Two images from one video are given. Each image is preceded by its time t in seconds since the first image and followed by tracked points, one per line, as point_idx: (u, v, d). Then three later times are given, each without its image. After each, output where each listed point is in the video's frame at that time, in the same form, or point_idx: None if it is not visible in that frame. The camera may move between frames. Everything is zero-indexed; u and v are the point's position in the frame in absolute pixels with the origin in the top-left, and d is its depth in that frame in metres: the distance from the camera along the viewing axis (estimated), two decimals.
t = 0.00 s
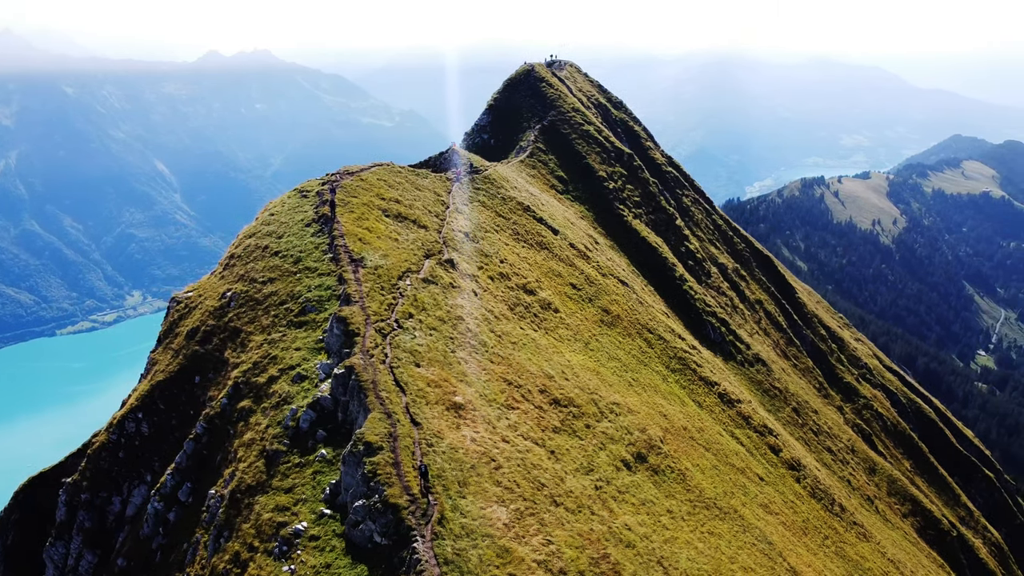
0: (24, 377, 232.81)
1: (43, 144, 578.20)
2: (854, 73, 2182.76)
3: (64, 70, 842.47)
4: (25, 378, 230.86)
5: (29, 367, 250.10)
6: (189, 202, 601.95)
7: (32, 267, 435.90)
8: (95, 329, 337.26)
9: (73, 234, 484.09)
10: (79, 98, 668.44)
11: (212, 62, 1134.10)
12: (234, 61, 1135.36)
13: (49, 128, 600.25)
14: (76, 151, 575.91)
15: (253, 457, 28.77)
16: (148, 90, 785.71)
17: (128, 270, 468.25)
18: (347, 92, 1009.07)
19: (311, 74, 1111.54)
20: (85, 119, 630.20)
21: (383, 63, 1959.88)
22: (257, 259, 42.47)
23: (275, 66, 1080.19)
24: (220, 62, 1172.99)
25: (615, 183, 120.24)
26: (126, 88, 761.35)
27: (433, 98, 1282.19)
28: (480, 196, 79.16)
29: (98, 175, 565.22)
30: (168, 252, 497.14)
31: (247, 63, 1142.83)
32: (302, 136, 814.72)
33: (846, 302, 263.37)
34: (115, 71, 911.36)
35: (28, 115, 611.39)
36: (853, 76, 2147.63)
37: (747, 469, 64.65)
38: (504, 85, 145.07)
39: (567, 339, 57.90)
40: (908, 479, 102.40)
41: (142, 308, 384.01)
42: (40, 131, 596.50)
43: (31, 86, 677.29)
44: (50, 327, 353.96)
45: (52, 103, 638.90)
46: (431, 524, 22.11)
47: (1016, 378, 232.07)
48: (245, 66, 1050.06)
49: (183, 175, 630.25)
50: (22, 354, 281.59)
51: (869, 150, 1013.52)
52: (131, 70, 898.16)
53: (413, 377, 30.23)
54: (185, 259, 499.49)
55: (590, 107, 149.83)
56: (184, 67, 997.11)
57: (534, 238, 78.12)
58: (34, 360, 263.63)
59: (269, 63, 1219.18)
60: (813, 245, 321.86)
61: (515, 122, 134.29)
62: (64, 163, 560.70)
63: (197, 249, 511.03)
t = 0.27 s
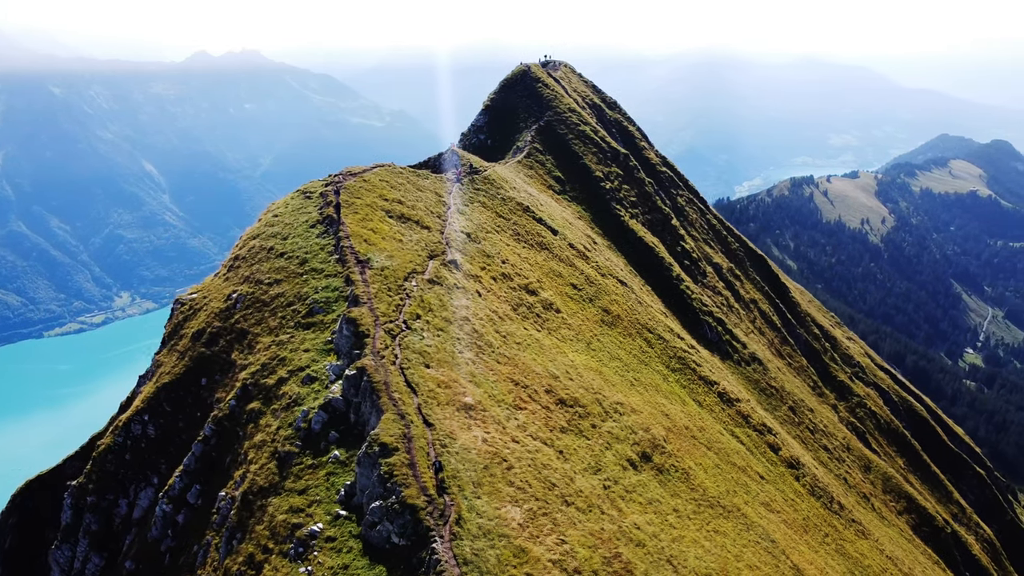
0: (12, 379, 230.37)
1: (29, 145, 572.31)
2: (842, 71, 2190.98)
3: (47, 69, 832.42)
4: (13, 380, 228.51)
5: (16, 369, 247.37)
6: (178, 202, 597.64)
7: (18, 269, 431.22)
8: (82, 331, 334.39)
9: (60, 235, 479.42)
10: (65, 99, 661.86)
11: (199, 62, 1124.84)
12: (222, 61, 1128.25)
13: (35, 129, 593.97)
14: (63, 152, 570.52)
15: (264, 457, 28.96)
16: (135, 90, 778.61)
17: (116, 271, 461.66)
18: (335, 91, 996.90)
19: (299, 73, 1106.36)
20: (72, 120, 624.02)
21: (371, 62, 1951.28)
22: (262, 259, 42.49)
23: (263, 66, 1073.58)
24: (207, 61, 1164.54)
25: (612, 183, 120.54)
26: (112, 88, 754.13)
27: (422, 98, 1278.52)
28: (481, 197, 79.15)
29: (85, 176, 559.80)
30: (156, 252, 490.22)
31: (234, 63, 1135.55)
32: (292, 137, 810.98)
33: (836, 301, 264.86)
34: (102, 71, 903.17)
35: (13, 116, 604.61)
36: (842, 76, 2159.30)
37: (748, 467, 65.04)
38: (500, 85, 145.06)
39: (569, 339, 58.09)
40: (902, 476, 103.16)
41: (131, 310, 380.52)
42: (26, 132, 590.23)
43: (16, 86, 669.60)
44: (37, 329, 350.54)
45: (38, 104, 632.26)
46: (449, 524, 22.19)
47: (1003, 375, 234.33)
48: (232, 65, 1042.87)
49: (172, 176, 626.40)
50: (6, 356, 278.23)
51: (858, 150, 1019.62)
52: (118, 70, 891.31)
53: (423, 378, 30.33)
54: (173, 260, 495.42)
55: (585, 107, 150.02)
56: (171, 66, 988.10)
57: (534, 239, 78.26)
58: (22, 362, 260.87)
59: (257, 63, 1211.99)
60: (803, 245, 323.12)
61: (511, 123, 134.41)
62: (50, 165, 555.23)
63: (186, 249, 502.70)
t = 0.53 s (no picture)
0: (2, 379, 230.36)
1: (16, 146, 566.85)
2: (831, 70, 2202.70)
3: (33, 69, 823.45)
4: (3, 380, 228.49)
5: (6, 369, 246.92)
6: (167, 203, 593.85)
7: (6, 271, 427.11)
8: (71, 333, 331.66)
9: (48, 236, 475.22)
10: (52, 99, 655.33)
11: (186, 62, 1115.83)
12: (209, 60, 1119.32)
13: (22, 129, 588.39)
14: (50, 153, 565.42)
15: (276, 458, 28.97)
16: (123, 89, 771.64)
17: (105, 273, 458.73)
18: (325, 91, 998.10)
19: (287, 73, 1100.09)
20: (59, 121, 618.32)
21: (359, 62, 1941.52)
22: (267, 261, 42.44)
23: (251, 66, 1067.17)
24: (194, 60, 1154.58)
25: (609, 183, 120.82)
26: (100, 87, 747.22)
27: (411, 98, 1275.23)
28: (482, 197, 79.16)
29: (73, 177, 555.25)
30: (145, 253, 487.06)
31: (222, 62, 1127.07)
32: (281, 137, 807.24)
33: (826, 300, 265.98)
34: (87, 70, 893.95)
35: None
36: (830, 75, 2171.80)
37: (750, 465, 65.46)
38: (496, 86, 145.01)
39: (572, 339, 58.22)
40: (897, 474, 103.91)
41: (119, 310, 378.42)
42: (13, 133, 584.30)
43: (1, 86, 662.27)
44: (26, 332, 347.49)
45: (25, 104, 626.05)
46: (468, 524, 22.25)
47: (991, 373, 236.56)
48: (221, 65, 1036.01)
49: (161, 176, 622.59)
50: None
51: (846, 149, 1025.97)
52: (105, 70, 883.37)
53: (435, 379, 30.42)
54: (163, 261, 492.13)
55: (581, 108, 150.18)
56: (158, 66, 979.82)
57: (534, 239, 78.41)
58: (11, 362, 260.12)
59: (245, 63, 1204.05)
60: (795, 244, 324.23)
61: (508, 124, 134.44)
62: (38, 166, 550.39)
63: (175, 250, 500.38)
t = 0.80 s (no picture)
0: None
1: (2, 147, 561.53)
2: (819, 70, 2214.37)
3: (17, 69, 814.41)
4: None
5: None
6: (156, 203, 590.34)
7: None
8: (59, 335, 328.82)
9: (35, 238, 471.81)
10: (38, 99, 649.18)
11: (174, 61, 1107.22)
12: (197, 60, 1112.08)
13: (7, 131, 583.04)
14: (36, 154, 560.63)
15: (287, 460, 28.99)
16: (110, 90, 765.48)
17: (93, 275, 455.69)
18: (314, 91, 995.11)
19: (276, 72, 1094.11)
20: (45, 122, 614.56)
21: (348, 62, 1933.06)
22: (273, 263, 42.43)
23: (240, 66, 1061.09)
24: (181, 60, 1146.68)
25: (606, 184, 121.17)
26: (87, 88, 741.21)
27: (400, 99, 1273.98)
28: (482, 198, 79.26)
29: (60, 178, 550.72)
30: (133, 254, 483.96)
31: (210, 62, 1119.89)
32: (271, 137, 803.88)
33: (816, 298, 267.14)
34: (73, 70, 885.71)
35: None
36: (818, 75, 2184.58)
37: (751, 464, 65.88)
38: (493, 87, 144.99)
39: (575, 339, 58.33)
40: (891, 471, 104.57)
41: (108, 312, 376.07)
42: None
43: None
44: (13, 334, 344.05)
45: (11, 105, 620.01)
46: (485, 525, 22.40)
47: (979, 370, 238.66)
48: (209, 66, 1029.70)
49: (149, 177, 618.89)
50: None
51: (834, 149, 1032.65)
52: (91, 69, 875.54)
53: (446, 381, 30.58)
54: (152, 261, 488.69)
55: (576, 108, 150.31)
56: (145, 66, 971.49)
57: (535, 239, 78.48)
58: None
59: (233, 62, 1197.29)
60: (785, 243, 325.08)
61: (505, 124, 134.47)
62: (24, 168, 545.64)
63: (164, 251, 497.84)
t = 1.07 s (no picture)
0: None
1: None
2: (808, 69, 2225.88)
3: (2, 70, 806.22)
4: None
5: None
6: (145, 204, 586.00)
7: None
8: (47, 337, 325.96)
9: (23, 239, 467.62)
10: (24, 100, 643.20)
11: (161, 61, 1098.05)
12: (185, 59, 1105.14)
13: None
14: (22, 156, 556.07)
15: (299, 462, 29.01)
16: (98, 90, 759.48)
17: (81, 275, 450.78)
18: (304, 91, 991.60)
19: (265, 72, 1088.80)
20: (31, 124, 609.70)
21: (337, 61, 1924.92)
22: (278, 264, 42.41)
23: (228, 66, 1055.06)
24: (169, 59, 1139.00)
25: (602, 184, 121.42)
26: (74, 88, 735.12)
27: (390, 99, 1270.66)
28: (482, 198, 79.33)
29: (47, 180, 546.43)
30: (122, 255, 480.62)
31: (198, 62, 1113.25)
32: (260, 137, 800.15)
33: (805, 298, 268.29)
34: (58, 69, 878.11)
35: None
36: (807, 75, 2197.67)
37: (751, 462, 66.27)
38: (489, 87, 144.91)
39: (577, 338, 58.36)
40: (886, 469, 105.26)
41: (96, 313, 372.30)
42: None
43: None
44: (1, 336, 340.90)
45: None
46: (502, 525, 22.46)
47: (967, 368, 240.74)
48: (197, 66, 1023.43)
49: (138, 177, 614.80)
50: None
51: (822, 149, 1038.02)
52: (78, 70, 867.85)
53: (457, 382, 30.59)
54: (141, 263, 485.36)
55: (571, 108, 150.37)
56: (133, 66, 963.62)
57: (535, 239, 78.57)
58: None
59: (221, 62, 1190.94)
60: (775, 242, 325.98)
61: (501, 124, 134.46)
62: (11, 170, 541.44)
63: (153, 252, 494.75)
